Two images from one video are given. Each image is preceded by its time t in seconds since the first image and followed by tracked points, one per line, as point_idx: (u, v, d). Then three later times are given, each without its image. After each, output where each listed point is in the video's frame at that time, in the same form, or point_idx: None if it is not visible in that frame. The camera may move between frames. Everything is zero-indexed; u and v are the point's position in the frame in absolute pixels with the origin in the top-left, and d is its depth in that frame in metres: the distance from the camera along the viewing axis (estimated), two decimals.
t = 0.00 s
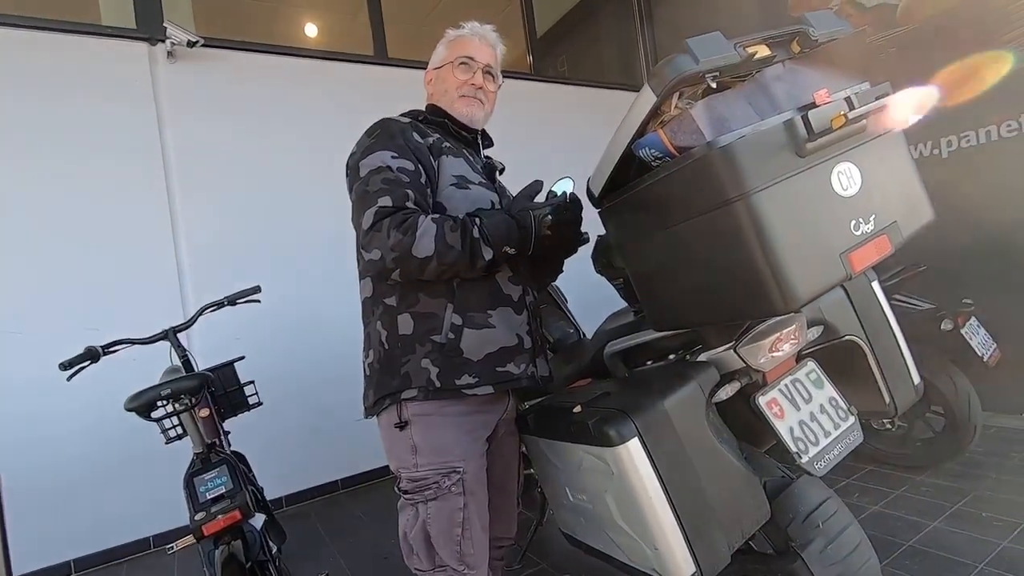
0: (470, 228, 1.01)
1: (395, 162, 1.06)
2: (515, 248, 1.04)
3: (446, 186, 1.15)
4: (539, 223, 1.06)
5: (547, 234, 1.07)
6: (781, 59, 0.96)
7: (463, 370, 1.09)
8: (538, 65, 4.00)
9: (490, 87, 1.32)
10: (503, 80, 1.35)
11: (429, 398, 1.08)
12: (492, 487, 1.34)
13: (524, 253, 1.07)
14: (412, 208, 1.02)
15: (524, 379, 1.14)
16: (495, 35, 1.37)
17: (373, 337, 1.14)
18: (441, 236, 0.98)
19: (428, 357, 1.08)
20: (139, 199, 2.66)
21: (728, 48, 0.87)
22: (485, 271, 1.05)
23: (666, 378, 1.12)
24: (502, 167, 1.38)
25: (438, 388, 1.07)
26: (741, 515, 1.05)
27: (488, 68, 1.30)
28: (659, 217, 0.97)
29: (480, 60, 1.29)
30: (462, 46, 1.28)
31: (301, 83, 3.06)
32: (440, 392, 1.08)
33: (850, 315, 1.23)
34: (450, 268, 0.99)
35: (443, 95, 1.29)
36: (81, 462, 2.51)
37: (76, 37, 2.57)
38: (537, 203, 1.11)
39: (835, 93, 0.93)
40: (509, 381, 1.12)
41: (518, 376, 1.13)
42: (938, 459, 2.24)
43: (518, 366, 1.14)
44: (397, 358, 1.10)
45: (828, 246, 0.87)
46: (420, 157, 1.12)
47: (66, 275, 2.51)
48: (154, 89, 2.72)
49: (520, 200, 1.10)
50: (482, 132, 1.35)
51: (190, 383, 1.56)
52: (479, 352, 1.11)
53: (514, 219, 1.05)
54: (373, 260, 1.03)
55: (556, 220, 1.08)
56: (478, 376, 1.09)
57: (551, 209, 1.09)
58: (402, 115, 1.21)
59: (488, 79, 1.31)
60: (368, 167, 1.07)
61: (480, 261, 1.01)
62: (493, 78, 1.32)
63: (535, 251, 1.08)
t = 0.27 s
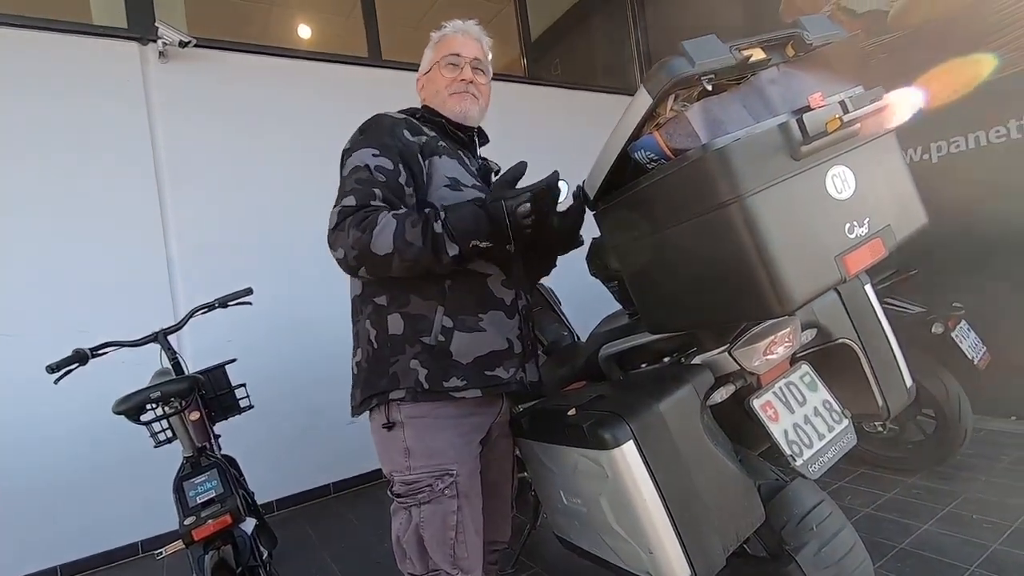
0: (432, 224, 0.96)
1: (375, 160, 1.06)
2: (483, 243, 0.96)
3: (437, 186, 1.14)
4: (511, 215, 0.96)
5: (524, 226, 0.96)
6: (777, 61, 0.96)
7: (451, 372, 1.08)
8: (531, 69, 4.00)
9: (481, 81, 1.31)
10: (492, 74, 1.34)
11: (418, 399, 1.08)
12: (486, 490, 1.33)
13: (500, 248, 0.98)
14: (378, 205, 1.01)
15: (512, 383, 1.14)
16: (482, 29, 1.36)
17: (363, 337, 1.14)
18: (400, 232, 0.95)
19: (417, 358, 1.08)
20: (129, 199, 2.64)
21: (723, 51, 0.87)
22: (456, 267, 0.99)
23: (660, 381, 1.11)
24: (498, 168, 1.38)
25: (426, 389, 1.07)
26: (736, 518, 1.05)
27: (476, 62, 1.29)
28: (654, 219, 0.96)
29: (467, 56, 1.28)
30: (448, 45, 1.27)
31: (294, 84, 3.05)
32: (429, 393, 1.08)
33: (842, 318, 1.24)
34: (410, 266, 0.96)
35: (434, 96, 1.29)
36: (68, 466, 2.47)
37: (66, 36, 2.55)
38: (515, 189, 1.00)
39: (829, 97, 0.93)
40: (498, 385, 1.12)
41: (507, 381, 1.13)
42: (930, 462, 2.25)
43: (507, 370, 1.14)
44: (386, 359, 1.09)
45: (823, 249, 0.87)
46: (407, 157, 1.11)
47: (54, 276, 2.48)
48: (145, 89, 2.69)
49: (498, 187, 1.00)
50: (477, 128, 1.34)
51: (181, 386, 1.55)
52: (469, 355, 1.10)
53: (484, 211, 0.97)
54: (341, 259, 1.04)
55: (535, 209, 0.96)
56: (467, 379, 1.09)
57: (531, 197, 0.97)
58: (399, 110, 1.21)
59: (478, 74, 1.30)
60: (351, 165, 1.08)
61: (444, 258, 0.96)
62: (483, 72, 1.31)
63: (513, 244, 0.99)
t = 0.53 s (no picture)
0: (362, 220, 0.95)
1: (346, 163, 1.08)
2: (411, 235, 0.91)
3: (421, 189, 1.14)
4: (438, 203, 0.89)
5: (455, 213, 0.88)
6: (770, 63, 0.97)
7: (442, 377, 1.08)
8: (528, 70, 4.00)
9: (473, 75, 1.30)
10: (485, 66, 1.33)
11: (408, 403, 1.07)
12: (479, 492, 1.33)
13: (437, 237, 0.92)
14: (326, 206, 1.05)
15: (503, 388, 1.15)
16: (470, 21, 1.35)
17: (355, 339, 1.14)
18: (334, 230, 0.97)
19: (408, 361, 1.08)
20: (122, 200, 2.62)
21: (717, 53, 0.87)
22: (396, 261, 0.96)
23: (653, 383, 1.11)
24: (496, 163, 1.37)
25: (417, 394, 1.07)
26: (730, 520, 1.05)
27: (466, 56, 1.28)
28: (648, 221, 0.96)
29: (455, 51, 1.27)
30: (436, 43, 1.27)
31: (289, 85, 3.03)
32: (419, 398, 1.07)
33: (837, 319, 1.23)
34: (346, 262, 0.97)
35: (427, 95, 1.28)
36: (60, 468, 2.45)
37: (59, 36, 2.53)
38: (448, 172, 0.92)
39: (823, 100, 0.93)
40: (486, 389, 1.12)
41: (497, 385, 1.14)
42: (924, 463, 2.26)
43: (497, 375, 1.14)
44: (377, 362, 1.09)
45: (817, 251, 0.87)
46: (385, 160, 1.11)
47: (46, 277, 2.46)
48: (138, 89, 2.68)
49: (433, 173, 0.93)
50: (473, 123, 1.33)
51: (172, 388, 1.54)
52: (459, 359, 1.10)
53: (411, 200, 0.92)
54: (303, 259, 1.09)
55: (464, 194, 0.88)
56: (457, 383, 1.09)
57: (463, 182, 0.89)
58: (387, 111, 1.21)
59: (469, 68, 1.29)
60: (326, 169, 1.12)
61: (376, 254, 0.94)
62: (474, 66, 1.30)
63: (451, 233, 0.91)
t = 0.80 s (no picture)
0: (353, 235, 0.95)
1: (330, 173, 1.07)
2: (403, 247, 0.91)
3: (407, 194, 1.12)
4: (429, 216, 0.88)
5: (449, 224, 0.88)
6: (763, 62, 0.95)
7: (430, 385, 1.07)
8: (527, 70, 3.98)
9: (458, 76, 1.28)
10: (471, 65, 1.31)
11: (396, 411, 1.06)
12: (471, 498, 1.31)
13: (431, 248, 0.93)
14: (314, 219, 1.04)
15: (492, 394, 1.14)
16: (456, 19, 1.33)
17: (343, 348, 1.13)
18: (324, 245, 0.96)
19: (394, 370, 1.07)
20: (118, 202, 2.61)
21: (708, 52, 0.84)
22: (389, 274, 0.96)
23: (645, 389, 1.08)
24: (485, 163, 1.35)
25: (403, 402, 1.06)
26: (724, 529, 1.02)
27: (450, 56, 1.26)
28: (638, 224, 0.94)
29: (439, 51, 1.25)
30: (419, 42, 1.25)
31: (286, 86, 3.02)
32: (406, 406, 1.06)
33: (834, 323, 1.20)
34: (338, 277, 0.96)
35: (411, 96, 1.26)
36: (55, 472, 2.44)
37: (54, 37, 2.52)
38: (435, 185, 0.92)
39: (818, 99, 0.91)
40: (474, 395, 1.11)
41: (487, 391, 1.13)
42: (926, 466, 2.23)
43: (486, 381, 1.13)
44: (364, 370, 1.09)
45: (810, 255, 0.85)
46: (368, 167, 1.10)
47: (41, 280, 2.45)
48: (134, 90, 2.66)
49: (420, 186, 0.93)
50: (459, 124, 1.31)
51: (162, 394, 1.52)
52: (447, 366, 1.09)
53: (400, 212, 0.92)
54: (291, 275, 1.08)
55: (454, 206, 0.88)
56: (445, 390, 1.08)
57: (453, 194, 0.89)
58: (370, 115, 1.19)
59: (454, 68, 1.27)
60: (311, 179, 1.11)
61: (369, 268, 0.93)
62: (460, 65, 1.28)
63: (444, 244, 0.91)
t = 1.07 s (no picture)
0: (362, 250, 0.94)
1: (320, 181, 1.06)
2: (417, 263, 0.91)
3: (394, 199, 1.12)
4: (443, 233, 0.87)
5: (463, 242, 0.87)
6: (753, 61, 0.92)
7: (419, 389, 1.06)
8: (535, 69, 3.96)
9: (444, 78, 1.28)
10: (457, 67, 1.30)
11: (384, 417, 1.05)
12: (462, 502, 1.30)
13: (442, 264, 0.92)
14: (314, 232, 1.02)
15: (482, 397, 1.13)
16: (444, 22, 1.33)
17: (333, 354, 1.12)
18: (332, 260, 0.95)
19: (382, 375, 1.05)
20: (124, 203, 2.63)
21: (693, 50, 0.82)
22: (398, 288, 0.96)
23: (635, 395, 1.06)
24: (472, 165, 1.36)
25: (392, 407, 1.04)
26: (714, 539, 1.00)
27: (436, 59, 1.26)
28: (623, 227, 0.92)
29: (425, 54, 1.25)
30: (404, 46, 1.25)
31: (292, 86, 3.03)
32: (395, 411, 1.05)
33: (833, 327, 1.17)
34: (348, 292, 0.95)
35: (397, 100, 1.26)
36: (62, 469, 2.47)
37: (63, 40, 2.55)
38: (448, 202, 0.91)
39: (810, 99, 0.88)
40: (464, 399, 1.10)
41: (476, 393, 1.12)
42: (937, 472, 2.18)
43: (475, 384, 1.12)
44: (353, 376, 1.08)
45: (799, 259, 0.83)
46: (355, 172, 1.09)
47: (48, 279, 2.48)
48: (141, 92, 2.69)
49: (430, 202, 0.92)
50: (446, 127, 1.31)
51: (158, 394, 1.53)
52: (436, 370, 1.08)
53: (412, 229, 0.91)
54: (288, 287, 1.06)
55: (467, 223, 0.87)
56: (434, 394, 1.07)
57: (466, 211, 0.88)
58: (355, 120, 1.19)
59: (440, 71, 1.27)
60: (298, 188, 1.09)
61: (380, 284, 0.93)
62: (445, 68, 1.28)
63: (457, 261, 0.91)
